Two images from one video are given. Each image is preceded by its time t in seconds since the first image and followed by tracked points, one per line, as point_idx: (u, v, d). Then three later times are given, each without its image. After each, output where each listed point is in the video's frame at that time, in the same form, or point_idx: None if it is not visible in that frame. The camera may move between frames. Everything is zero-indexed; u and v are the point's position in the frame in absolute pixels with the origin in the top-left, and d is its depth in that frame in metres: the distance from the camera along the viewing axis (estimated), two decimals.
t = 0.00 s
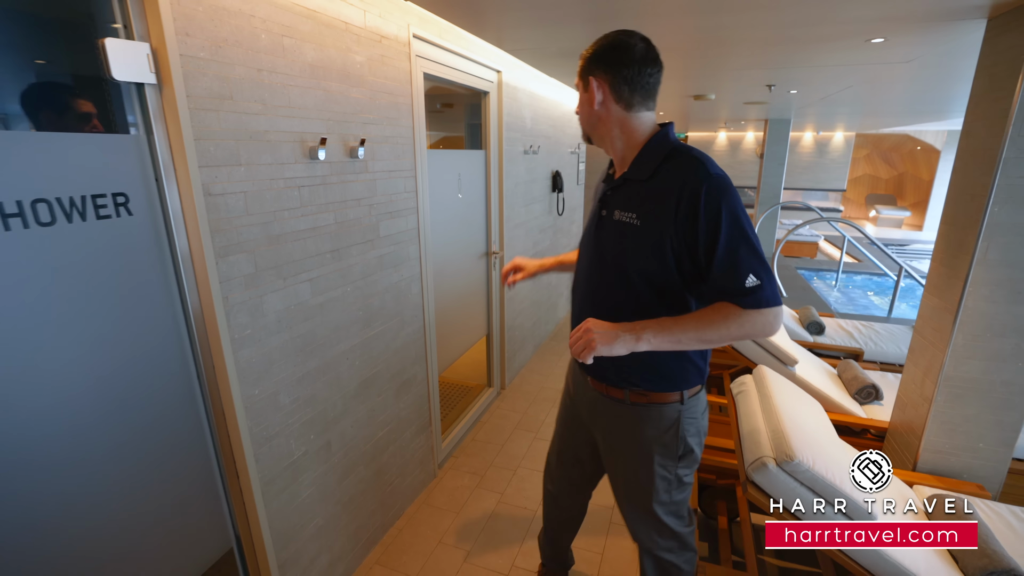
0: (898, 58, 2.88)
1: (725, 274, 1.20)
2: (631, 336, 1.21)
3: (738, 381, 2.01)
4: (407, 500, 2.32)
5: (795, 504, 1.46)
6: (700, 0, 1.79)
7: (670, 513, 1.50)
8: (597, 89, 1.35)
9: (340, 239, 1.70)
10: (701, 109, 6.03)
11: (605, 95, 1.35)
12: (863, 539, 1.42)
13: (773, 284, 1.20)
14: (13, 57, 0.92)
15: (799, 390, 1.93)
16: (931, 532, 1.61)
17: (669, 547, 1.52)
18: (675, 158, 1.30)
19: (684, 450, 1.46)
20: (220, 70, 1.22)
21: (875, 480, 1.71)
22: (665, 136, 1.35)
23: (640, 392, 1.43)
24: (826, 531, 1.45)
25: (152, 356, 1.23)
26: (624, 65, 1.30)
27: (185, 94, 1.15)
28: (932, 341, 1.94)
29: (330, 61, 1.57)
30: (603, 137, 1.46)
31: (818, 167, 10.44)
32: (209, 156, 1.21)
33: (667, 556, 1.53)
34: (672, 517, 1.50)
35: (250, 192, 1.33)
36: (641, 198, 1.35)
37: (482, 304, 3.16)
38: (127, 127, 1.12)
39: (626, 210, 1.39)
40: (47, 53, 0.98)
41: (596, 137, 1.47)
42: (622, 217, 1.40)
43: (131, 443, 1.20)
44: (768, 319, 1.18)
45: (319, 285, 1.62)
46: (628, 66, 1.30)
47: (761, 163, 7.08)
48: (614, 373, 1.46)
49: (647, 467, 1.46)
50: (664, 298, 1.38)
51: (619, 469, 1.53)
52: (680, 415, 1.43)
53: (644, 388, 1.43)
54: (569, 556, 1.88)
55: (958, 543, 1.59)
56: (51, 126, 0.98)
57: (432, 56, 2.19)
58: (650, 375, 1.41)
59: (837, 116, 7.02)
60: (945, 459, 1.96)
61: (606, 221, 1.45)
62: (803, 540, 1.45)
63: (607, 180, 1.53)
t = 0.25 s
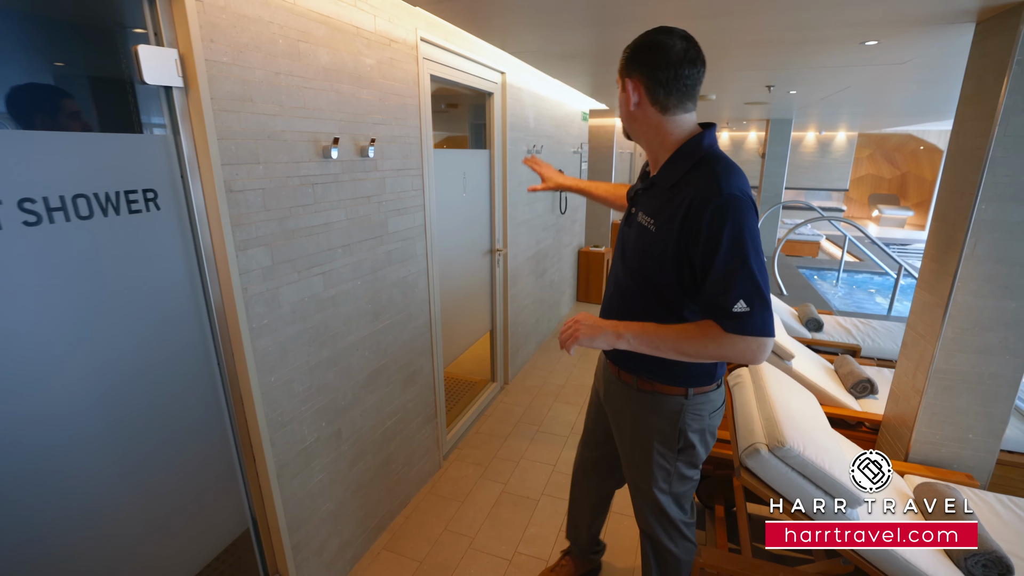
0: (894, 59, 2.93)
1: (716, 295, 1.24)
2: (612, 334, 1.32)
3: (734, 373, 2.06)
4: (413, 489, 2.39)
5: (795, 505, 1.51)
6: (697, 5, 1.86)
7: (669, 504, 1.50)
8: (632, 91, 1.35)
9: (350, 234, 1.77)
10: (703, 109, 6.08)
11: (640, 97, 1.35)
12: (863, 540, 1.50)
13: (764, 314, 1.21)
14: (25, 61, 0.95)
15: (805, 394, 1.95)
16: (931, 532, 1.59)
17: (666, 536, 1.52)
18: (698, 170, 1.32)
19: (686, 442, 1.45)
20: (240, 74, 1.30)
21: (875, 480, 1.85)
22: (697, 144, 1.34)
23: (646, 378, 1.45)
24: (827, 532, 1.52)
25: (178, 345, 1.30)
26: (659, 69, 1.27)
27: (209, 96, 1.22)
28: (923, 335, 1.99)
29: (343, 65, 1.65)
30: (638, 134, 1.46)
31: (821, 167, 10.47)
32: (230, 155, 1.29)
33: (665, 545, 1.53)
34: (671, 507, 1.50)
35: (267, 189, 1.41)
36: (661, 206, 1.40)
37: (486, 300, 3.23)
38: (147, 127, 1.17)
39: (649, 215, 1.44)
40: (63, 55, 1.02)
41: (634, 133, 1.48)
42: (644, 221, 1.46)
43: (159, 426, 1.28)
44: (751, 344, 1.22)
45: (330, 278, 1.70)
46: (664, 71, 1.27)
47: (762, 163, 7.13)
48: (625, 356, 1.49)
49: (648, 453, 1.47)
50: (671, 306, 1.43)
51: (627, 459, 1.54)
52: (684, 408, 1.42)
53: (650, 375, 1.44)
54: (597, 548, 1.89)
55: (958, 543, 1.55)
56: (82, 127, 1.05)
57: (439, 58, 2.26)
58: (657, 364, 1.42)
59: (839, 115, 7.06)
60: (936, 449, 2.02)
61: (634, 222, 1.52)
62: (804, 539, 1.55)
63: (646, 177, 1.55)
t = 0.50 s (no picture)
0: (895, 59, 2.97)
1: (715, 296, 1.27)
2: (618, 320, 1.36)
3: (734, 367, 2.10)
4: (419, 480, 2.45)
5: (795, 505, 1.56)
6: (698, 8, 1.91)
7: (662, 492, 1.56)
8: (660, 90, 1.32)
9: (361, 231, 1.83)
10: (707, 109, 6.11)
11: (667, 97, 1.32)
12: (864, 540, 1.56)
13: (757, 320, 1.24)
14: (44, 62, 1.00)
15: (806, 392, 1.97)
16: (931, 532, 1.60)
17: (659, 524, 1.59)
18: (715, 173, 1.32)
19: (675, 433, 1.50)
20: (259, 77, 1.37)
21: (875, 480, 1.85)
22: (716, 150, 1.34)
23: (641, 367, 1.51)
24: (826, 532, 1.59)
25: (198, 334, 1.37)
26: (690, 71, 1.25)
27: (230, 99, 1.29)
28: (920, 331, 2.03)
29: (355, 67, 1.72)
30: (658, 133, 1.43)
31: (827, 167, 10.46)
32: (249, 154, 1.36)
33: (659, 532, 1.59)
34: (663, 495, 1.56)
35: (283, 186, 1.48)
36: (674, 205, 1.40)
37: (492, 297, 3.29)
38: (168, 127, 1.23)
39: (660, 211, 1.45)
40: (84, 57, 1.07)
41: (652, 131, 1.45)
42: (655, 217, 1.46)
43: (181, 411, 1.35)
44: (741, 345, 1.25)
45: (342, 273, 1.76)
46: (694, 73, 1.25)
47: (767, 163, 7.15)
48: (623, 346, 1.56)
49: (640, 442, 1.54)
50: (670, 303, 1.45)
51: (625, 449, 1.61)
52: (674, 399, 1.47)
53: (645, 365, 1.51)
54: (610, 534, 1.95)
55: (959, 543, 1.58)
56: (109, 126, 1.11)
57: (446, 61, 2.33)
58: (651, 355, 1.48)
59: (844, 115, 7.06)
60: (932, 443, 2.06)
61: (645, 217, 1.52)
62: (804, 539, 1.62)
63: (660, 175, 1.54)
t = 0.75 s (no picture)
0: (899, 58, 2.98)
1: (726, 287, 1.31)
2: (631, 320, 1.39)
3: (734, 361, 2.13)
4: (425, 471, 2.51)
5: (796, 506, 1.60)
6: (699, 8, 1.95)
7: (663, 482, 1.61)
8: (666, 88, 1.35)
9: (370, 226, 1.89)
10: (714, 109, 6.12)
11: (671, 95, 1.36)
12: (863, 540, 1.61)
13: (769, 307, 1.30)
14: (63, 63, 1.04)
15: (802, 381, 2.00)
16: (931, 532, 1.60)
17: (659, 513, 1.64)
18: (717, 169, 1.37)
19: (681, 422, 1.55)
20: (274, 78, 1.43)
21: (875, 480, 1.81)
22: (715, 146, 1.38)
23: (646, 359, 1.55)
24: (826, 532, 1.63)
25: (215, 325, 1.43)
26: (695, 70, 1.29)
27: (247, 99, 1.36)
28: (920, 327, 2.06)
29: (365, 68, 1.77)
30: (658, 130, 1.46)
31: (836, 166, 10.40)
32: (264, 151, 1.43)
33: (659, 521, 1.64)
34: (665, 484, 1.61)
35: (296, 182, 1.54)
36: (677, 200, 1.44)
37: (498, 293, 3.34)
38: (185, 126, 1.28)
39: (664, 207, 1.48)
40: (104, 60, 1.11)
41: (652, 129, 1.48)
42: (659, 213, 1.50)
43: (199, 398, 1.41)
44: (756, 333, 1.30)
45: (352, 267, 1.82)
46: (698, 72, 1.29)
47: (774, 162, 7.14)
48: (626, 339, 1.60)
49: (644, 432, 1.58)
50: (677, 296, 1.49)
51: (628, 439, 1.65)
52: (680, 388, 1.52)
53: (650, 357, 1.55)
54: (610, 524, 2.00)
55: (958, 543, 1.60)
56: (132, 124, 1.16)
57: (454, 61, 2.38)
58: (655, 347, 1.52)
59: (853, 114, 7.03)
60: (931, 438, 2.08)
61: (647, 212, 1.55)
62: (804, 539, 1.61)
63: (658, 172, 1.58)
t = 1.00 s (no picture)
0: (907, 56, 2.97)
1: (732, 282, 1.35)
2: (639, 318, 1.42)
3: (737, 358, 2.14)
4: (430, 464, 2.56)
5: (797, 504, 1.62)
6: (701, 7, 1.98)
7: (663, 476, 1.64)
8: (662, 88, 1.38)
9: (377, 223, 1.95)
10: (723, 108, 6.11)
11: (667, 95, 1.38)
12: (864, 540, 1.59)
13: (775, 300, 1.34)
14: (84, 64, 1.09)
15: (801, 375, 2.01)
16: (931, 533, 1.58)
17: (658, 506, 1.67)
18: (716, 166, 1.39)
19: (682, 416, 1.58)
20: (284, 79, 1.48)
21: (875, 480, 1.78)
22: (712, 144, 1.41)
23: (647, 354, 1.58)
24: (825, 532, 1.59)
25: (227, 317, 1.49)
26: (689, 69, 1.32)
27: (259, 99, 1.42)
28: (923, 326, 2.06)
29: (373, 69, 1.82)
30: (656, 130, 1.49)
31: (848, 165, 10.31)
32: (275, 149, 1.48)
33: (658, 514, 1.68)
34: (665, 478, 1.64)
35: (306, 179, 1.59)
36: (678, 198, 1.46)
37: (504, 291, 3.38)
38: (199, 126, 1.34)
39: (664, 205, 1.50)
40: (122, 61, 1.16)
41: (650, 130, 1.51)
42: (659, 211, 1.51)
43: (212, 386, 1.47)
44: (762, 326, 1.34)
45: (359, 262, 1.88)
46: (693, 71, 1.32)
47: (784, 161, 7.10)
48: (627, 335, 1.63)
49: (646, 426, 1.61)
50: (680, 293, 1.51)
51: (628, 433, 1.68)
52: (681, 382, 1.55)
53: (651, 352, 1.57)
54: (611, 517, 2.03)
55: (958, 543, 1.59)
56: (149, 123, 1.22)
57: (461, 61, 2.43)
58: (657, 342, 1.55)
59: (865, 113, 6.97)
60: (933, 436, 2.09)
61: (647, 210, 1.57)
62: (803, 539, 1.58)
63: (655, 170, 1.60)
